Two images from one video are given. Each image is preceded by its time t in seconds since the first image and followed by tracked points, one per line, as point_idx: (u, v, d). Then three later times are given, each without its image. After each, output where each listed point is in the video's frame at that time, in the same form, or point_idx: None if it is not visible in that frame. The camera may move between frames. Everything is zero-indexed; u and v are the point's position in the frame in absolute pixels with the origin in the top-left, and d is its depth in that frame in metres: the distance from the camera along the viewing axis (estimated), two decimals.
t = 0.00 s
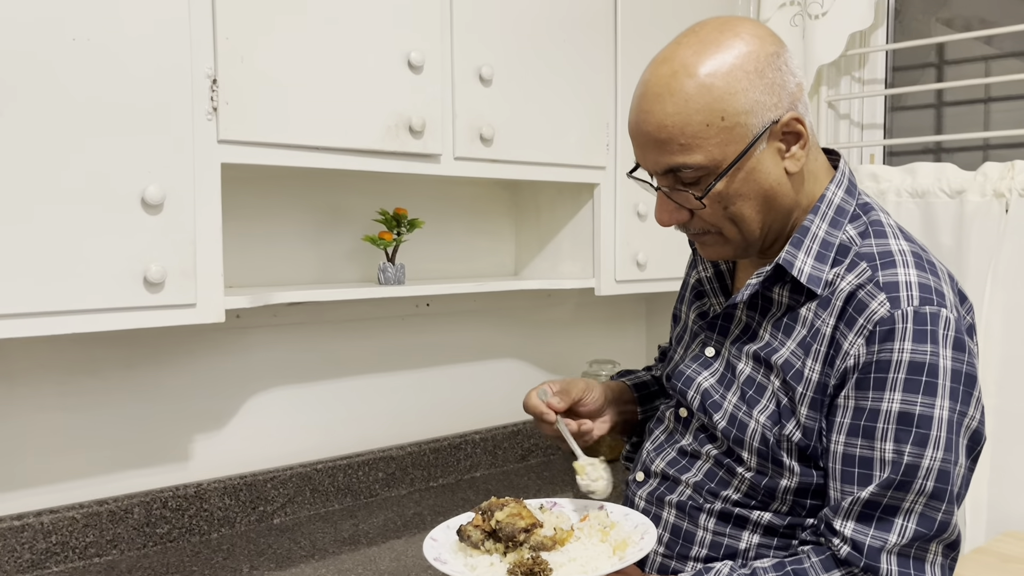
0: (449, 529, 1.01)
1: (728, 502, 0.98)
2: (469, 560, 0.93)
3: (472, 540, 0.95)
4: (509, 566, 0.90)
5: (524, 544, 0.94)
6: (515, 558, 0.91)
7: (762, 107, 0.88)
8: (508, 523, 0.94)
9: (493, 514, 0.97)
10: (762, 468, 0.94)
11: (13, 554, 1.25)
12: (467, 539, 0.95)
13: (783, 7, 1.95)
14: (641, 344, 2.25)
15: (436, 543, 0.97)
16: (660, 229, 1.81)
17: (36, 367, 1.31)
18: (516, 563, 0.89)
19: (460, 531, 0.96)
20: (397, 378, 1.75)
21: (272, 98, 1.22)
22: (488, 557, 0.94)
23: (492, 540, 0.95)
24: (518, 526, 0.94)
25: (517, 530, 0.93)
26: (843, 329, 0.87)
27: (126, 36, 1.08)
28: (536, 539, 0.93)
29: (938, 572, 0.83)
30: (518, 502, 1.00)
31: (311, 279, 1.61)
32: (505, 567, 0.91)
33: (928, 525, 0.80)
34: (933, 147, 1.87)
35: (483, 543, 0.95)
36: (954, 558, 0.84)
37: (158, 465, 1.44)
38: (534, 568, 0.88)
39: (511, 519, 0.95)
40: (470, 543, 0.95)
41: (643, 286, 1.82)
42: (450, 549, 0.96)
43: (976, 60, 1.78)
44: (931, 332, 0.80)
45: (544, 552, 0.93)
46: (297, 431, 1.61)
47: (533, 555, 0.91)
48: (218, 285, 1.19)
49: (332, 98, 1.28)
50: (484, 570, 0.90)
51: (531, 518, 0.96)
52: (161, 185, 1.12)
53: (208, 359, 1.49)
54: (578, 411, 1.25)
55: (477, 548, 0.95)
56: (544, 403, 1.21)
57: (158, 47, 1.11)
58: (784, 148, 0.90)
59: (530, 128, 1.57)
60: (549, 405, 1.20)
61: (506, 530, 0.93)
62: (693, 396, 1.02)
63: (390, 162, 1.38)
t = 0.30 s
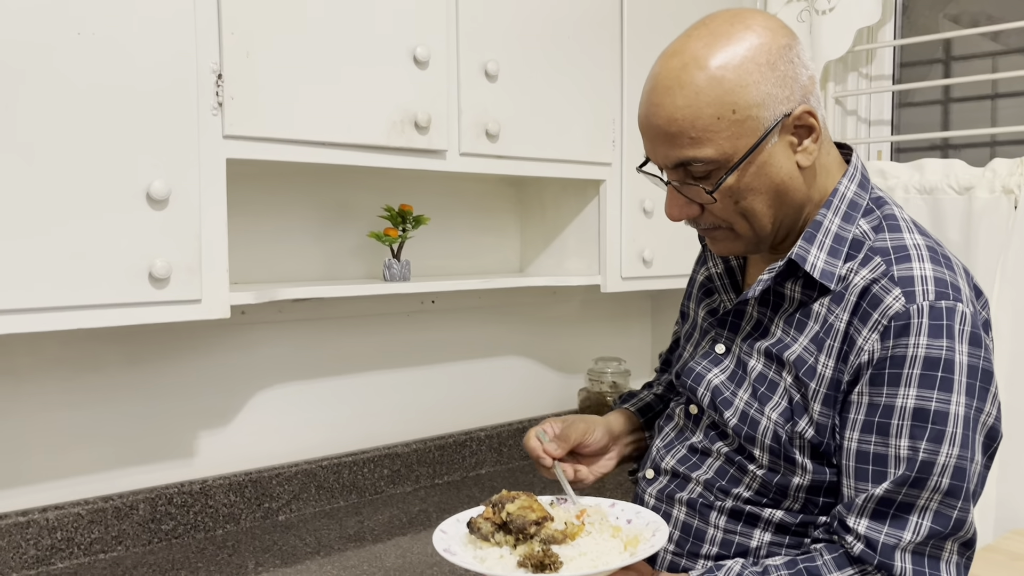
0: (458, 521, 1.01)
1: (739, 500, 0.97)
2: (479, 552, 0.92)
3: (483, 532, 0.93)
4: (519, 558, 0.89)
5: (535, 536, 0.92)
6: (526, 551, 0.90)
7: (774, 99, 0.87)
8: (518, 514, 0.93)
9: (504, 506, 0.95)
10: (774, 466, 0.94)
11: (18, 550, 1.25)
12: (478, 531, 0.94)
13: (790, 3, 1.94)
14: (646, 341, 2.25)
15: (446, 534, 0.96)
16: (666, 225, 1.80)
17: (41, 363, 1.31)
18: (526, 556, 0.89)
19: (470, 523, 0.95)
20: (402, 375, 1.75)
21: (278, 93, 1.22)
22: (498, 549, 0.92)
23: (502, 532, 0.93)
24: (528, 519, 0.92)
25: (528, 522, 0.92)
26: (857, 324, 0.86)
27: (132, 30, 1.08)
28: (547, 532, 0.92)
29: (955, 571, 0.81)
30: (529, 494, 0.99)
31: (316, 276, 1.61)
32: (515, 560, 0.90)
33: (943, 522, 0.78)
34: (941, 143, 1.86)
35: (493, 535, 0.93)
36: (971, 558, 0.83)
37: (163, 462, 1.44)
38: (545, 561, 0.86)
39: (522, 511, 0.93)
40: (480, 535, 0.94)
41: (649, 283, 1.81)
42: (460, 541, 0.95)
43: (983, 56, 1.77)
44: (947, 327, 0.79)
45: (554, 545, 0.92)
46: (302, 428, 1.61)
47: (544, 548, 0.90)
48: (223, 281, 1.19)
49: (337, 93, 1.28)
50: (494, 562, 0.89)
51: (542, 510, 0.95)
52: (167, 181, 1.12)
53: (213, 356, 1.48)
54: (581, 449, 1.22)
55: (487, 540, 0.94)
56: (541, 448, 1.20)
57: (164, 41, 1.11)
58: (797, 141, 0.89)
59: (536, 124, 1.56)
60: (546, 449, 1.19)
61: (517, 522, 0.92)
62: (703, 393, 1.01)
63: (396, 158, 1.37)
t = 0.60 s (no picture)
0: (443, 528, 1.01)
1: (724, 498, 0.99)
2: (463, 557, 0.92)
3: (466, 536, 0.94)
4: (503, 560, 0.90)
5: (516, 538, 0.93)
6: (509, 552, 0.90)
7: (761, 100, 0.88)
8: (500, 517, 0.94)
9: (485, 510, 0.96)
10: (759, 464, 0.95)
11: (18, 543, 1.27)
12: (461, 536, 0.94)
13: (788, 4, 1.95)
14: (643, 341, 2.26)
15: (431, 542, 0.97)
16: (662, 225, 1.81)
17: (42, 358, 1.32)
18: (509, 557, 0.89)
19: (452, 528, 0.95)
20: (399, 372, 1.76)
21: (275, 93, 1.23)
22: (481, 553, 0.93)
23: (485, 536, 0.94)
24: (510, 521, 0.93)
25: (509, 524, 0.93)
26: (842, 323, 0.87)
27: (130, 31, 1.09)
28: (529, 533, 0.93)
29: (937, 569, 0.82)
30: (509, 497, 1.00)
31: (314, 274, 1.62)
32: (498, 562, 0.90)
33: (925, 521, 0.80)
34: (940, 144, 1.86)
35: (476, 539, 0.94)
36: (952, 556, 0.84)
37: (161, 457, 1.45)
38: (528, 561, 0.87)
39: (503, 513, 0.94)
40: (463, 540, 0.94)
41: (645, 283, 1.82)
42: (444, 547, 0.95)
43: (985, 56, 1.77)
44: (930, 326, 0.80)
45: (537, 545, 0.93)
46: (300, 425, 1.62)
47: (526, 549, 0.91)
48: (220, 279, 1.21)
49: (334, 93, 1.29)
50: (478, 566, 0.90)
51: (523, 512, 0.96)
52: (164, 180, 1.13)
53: (211, 352, 1.50)
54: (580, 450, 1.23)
55: (470, 544, 0.94)
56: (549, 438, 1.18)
57: (162, 42, 1.12)
58: (784, 142, 0.90)
59: (533, 124, 1.57)
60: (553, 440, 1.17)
61: (498, 524, 0.92)
62: (689, 392, 1.03)
63: (392, 157, 1.39)
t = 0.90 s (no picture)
0: (418, 524, 1.02)
1: (701, 494, 1.00)
2: (438, 554, 0.94)
3: (440, 534, 0.95)
4: (476, 556, 0.91)
5: (488, 532, 0.93)
6: (481, 548, 0.91)
7: (739, 100, 0.90)
8: (471, 513, 0.94)
9: (457, 506, 0.97)
10: (735, 461, 0.97)
11: (16, 533, 1.30)
12: (435, 533, 0.96)
13: (784, 5, 1.96)
14: (639, 339, 2.27)
15: (407, 539, 0.98)
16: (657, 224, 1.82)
17: (41, 352, 1.35)
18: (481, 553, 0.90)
19: (426, 526, 0.97)
20: (395, 368, 1.78)
21: (270, 92, 1.25)
22: (456, 549, 0.94)
23: (459, 532, 0.95)
24: (480, 517, 0.93)
25: (480, 520, 0.93)
26: (816, 322, 0.89)
27: (127, 32, 1.12)
28: (502, 526, 0.93)
29: (908, 566, 0.84)
30: (481, 490, 1.00)
31: (310, 271, 1.64)
32: (471, 558, 0.91)
33: (896, 518, 0.81)
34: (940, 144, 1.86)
35: (450, 535, 0.95)
36: (923, 553, 0.86)
37: (158, 450, 1.48)
38: (500, 556, 0.88)
39: (474, 509, 0.95)
40: (438, 537, 0.96)
41: (640, 281, 1.84)
42: (420, 544, 0.97)
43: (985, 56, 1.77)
44: (902, 326, 0.82)
45: (509, 539, 0.93)
46: (296, 419, 1.64)
47: (498, 544, 0.91)
48: (214, 275, 1.23)
49: (329, 93, 1.31)
50: (452, 562, 0.91)
51: (495, 506, 0.96)
52: (158, 178, 1.15)
53: (208, 348, 1.52)
54: (553, 447, 1.24)
55: (444, 541, 0.95)
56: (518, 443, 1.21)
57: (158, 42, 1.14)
58: (762, 142, 0.92)
59: (528, 124, 1.59)
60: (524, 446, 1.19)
61: (469, 521, 0.93)
62: (669, 388, 1.05)
63: (386, 156, 1.41)
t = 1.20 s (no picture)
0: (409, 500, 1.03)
1: (682, 496, 1.02)
2: (426, 527, 0.95)
3: (429, 507, 0.97)
4: (463, 529, 0.92)
5: (478, 508, 0.95)
6: (469, 522, 0.92)
7: (720, 101, 0.92)
8: (461, 487, 0.96)
9: (448, 481, 0.99)
10: (716, 462, 0.99)
11: (16, 527, 1.31)
12: (424, 507, 0.97)
13: (783, 7, 1.96)
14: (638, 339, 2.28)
15: (397, 512, 0.99)
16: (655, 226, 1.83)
17: (41, 348, 1.36)
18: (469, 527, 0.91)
19: (418, 499, 0.98)
20: (394, 367, 1.79)
21: (268, 92, 1.26)
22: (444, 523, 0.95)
23: (448, 507, 0.97)
24: (470, 491, 0.95)
25: (470, 494, 0.95)
26: (797, 325, 0.91)
27: (127, 33, 1.13)
28: (490, 503, 0.95)
29: (892, 568, 0.86)
30: (473, 468, 1.02)
31: (309, 270, 1.65)
32: (459, 531, 0.92)
33: (881, 519, 0.84)
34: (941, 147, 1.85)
35: (439, 509, 0.97)
36: (908, 555, 0.88)
37: (157, 446, 1.49)
38: (487, 530, 0.89)
39: (464, 484, 0.97)
40: (427, 511, 0.97)
41: (638, 282, 1.85)
42: (409, 517, 0.98)
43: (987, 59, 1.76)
44: (881, 328, 0.85)
45: (497, 515, 0.95)
46: (295, 416, 1.66)
47: (486, 518, 0.93)
48: (212, 274, 1.24)
49: (327, 93, 1.32)
50: (439, 535, 0.92)
51: (485, 482, 0.98)
52: (157, 176, 1.17)
53: (207, 345, 1.53)
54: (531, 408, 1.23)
55: (432, 515, 0.97)
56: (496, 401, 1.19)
57: (158, 42, 1.16)
58: (742, 144, 0.94)
59: (526, 125, 1.60)
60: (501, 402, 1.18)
61: (459, 495, 0.95)
62: (653, 389, 1.07)
63: (384, 156, 1.42)
